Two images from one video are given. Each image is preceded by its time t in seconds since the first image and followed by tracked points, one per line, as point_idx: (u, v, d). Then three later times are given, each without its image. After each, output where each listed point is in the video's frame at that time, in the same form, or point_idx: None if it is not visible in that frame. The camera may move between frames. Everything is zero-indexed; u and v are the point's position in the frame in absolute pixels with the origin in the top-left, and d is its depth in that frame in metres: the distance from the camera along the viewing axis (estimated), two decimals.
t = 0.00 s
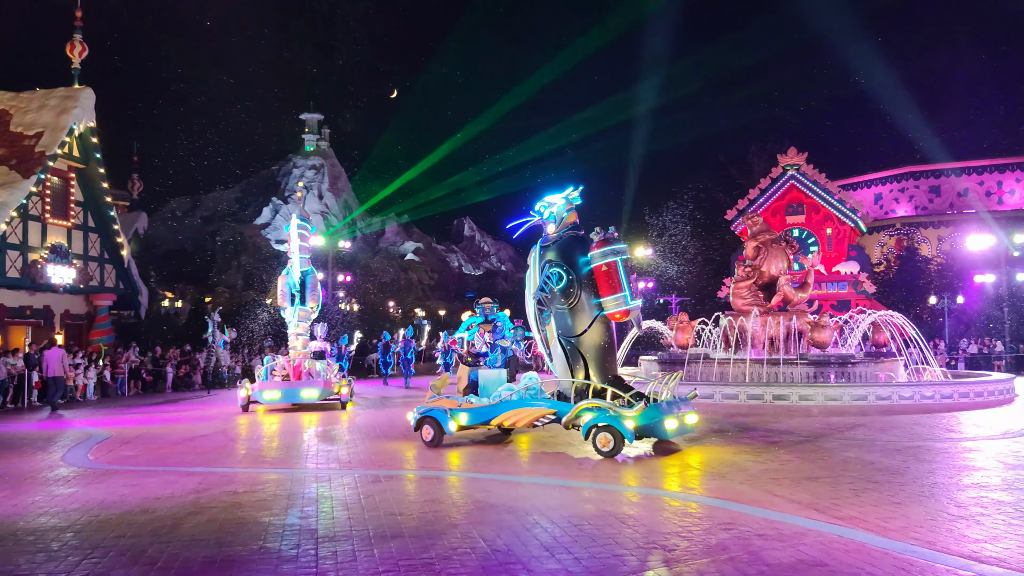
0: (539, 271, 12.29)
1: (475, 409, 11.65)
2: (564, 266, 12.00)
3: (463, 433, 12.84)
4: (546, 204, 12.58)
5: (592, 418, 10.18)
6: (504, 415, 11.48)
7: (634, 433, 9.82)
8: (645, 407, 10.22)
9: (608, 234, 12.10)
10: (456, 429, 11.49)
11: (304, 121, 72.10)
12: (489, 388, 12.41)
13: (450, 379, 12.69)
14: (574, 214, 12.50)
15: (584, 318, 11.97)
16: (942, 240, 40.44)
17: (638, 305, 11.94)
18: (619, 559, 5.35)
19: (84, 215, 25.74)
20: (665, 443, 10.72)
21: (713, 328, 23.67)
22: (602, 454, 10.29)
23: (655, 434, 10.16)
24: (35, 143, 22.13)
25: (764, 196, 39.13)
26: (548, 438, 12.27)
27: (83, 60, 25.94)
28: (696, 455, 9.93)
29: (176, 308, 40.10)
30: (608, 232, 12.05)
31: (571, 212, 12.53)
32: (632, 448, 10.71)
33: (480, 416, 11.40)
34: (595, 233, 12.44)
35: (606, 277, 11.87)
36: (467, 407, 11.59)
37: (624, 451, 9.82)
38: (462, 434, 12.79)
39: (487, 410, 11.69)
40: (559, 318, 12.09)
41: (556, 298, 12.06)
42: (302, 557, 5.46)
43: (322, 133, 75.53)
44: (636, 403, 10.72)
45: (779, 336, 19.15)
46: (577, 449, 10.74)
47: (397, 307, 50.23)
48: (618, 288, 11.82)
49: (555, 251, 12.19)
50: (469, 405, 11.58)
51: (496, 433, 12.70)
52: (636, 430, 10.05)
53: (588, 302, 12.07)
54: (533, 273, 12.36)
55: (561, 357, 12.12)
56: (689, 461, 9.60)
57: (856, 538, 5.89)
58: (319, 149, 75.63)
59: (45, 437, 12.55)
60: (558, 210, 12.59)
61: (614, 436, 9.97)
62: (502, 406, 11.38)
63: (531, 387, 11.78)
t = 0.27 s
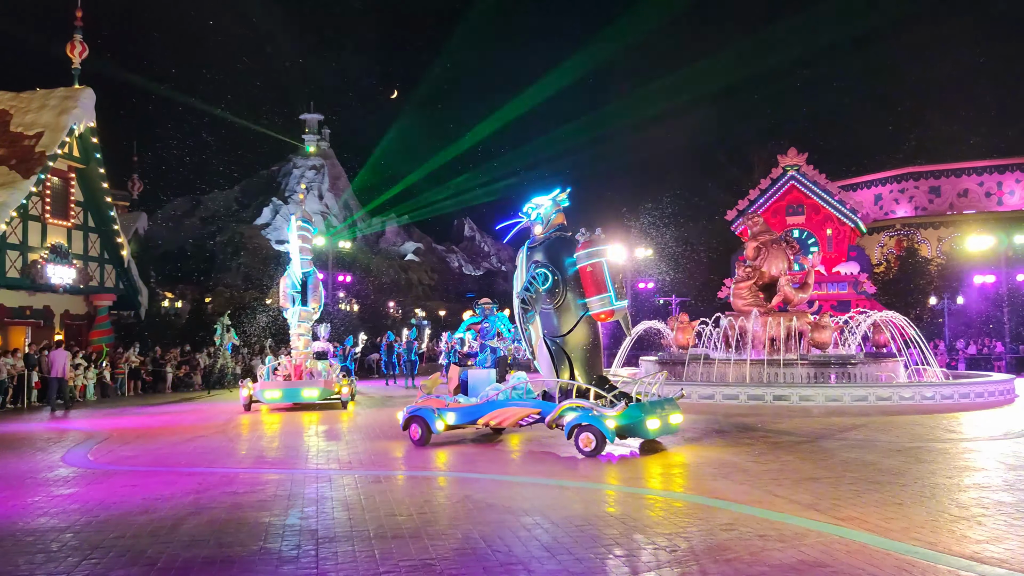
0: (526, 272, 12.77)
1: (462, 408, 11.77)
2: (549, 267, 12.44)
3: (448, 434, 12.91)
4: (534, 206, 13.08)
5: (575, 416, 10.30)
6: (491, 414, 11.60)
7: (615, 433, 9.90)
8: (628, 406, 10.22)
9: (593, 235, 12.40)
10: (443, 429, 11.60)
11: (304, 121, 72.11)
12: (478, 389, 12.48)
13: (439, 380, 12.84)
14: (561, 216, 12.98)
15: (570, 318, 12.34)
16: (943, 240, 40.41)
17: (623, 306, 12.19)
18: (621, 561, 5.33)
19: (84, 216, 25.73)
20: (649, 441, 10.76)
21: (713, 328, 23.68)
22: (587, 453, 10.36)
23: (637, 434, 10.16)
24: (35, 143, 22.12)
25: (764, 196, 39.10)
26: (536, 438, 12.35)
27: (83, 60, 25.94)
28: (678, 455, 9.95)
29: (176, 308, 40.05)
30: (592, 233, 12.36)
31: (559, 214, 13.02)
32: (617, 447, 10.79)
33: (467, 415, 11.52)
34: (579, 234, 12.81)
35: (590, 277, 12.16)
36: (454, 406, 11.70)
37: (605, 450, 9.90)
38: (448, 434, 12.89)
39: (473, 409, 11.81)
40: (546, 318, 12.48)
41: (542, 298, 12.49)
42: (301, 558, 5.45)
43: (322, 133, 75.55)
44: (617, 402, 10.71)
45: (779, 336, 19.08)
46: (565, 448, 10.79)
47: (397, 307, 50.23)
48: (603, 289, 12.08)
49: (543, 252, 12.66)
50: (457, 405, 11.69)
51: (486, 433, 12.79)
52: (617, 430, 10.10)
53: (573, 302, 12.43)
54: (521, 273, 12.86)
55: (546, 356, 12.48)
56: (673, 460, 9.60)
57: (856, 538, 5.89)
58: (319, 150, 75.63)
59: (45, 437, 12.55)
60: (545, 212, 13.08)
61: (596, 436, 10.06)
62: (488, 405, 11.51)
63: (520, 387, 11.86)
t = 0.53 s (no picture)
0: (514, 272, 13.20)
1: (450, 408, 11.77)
2: (537, 268, 12.89)
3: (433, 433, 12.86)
4: (522, 208, 13.56)
5: (560, 416, 10.45)
6: (480, 413, 11.65)
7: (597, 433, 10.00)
8: (611, 406, 10.29)
9: (581, 236, 12.79)
10: (431, 428, 11.59)
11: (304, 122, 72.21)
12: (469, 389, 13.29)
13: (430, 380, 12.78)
14: (549, 217, 13.48)
15: (556, 318, 12.85)
16: (943, 240, 40.35)
17: (608, 307, 12.63)
18: (624, 561, 5.33)
19: (85, 216, 25.72)
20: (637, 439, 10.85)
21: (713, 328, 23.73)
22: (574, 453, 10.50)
23: (621, 434, 10.22)
24: (36, 144, 22.13)
25: (765, 197, 39.06)
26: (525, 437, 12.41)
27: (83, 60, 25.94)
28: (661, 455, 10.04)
29: (177, 309, 40.08)
30: (580, 235, 12.75)
31: (547, 216, 13.50)
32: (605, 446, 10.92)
33: (457, 415, 11.55)
34: (565, 235, 13.19)
35: (577, 278, 12.60)
36: (443, 406, 11.69)
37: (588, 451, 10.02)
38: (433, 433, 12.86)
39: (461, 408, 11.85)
40: (532, 317, 12.95)
41: (529, 297, 12.96)
42: (304, 558, 5.45)
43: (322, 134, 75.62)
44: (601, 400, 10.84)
45: (780, 336, 19.11)
46: (556, 448, 10.88)
47: (397, 308, 50.27)
48: (590, 289, 12.56)
49: (531, 253, 13.09)
50: (446, 404, 11.69)
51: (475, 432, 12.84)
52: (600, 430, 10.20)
53: (560, 302, 12.95)
54: (509, 272, 13.30)
55: (532, 355, 12.94)
56: (660, 461, 9.66)
57: (859, 538, 5.89)
58: (320, 150, 75.63)
59: (47, 437, 12.59)
60: (534, 213, 13.57)
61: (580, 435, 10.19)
62: (478, 405, 11.58)
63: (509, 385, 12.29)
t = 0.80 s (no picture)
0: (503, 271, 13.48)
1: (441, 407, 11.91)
2: (525, 268, 13.20)
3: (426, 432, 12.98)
4: (512, 209, 13.59)
5: (544, 414, 10.66)
6: (469, 412, 11.77)
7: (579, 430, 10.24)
8: (594, 405, 10.47)
9: (569, 238, 13.02)
10: (422, 427, 11.70)
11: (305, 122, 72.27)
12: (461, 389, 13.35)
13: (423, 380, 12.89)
14: (539, 219, 13.52)
15: (543, 318, 13.18)
16: (944, 241, 39.74)
17: (595, 307, 12.90)
18: (626, 560, 5.33)
19: (85, 216, 25.72)
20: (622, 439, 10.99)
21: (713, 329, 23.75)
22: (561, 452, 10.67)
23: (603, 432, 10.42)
24: (37, 144, 22.13)
25: (765, 197, 39.02)
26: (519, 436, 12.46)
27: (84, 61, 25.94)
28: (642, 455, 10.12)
29: (177, 309, 40.10)
30: (568, 235, 12.98)
31: (536, 217, 13.53)
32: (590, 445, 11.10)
33: (446, 415, 11.69)
34: (553, 236, 13.35)
35: (564, 278, 12.85)
36: (433, 405, 11.85)
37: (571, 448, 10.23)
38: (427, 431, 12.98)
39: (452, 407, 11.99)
40: (519, 316, 13.21)
41: (516, 297, 13.22)
42: (307, 558, 5.46)
43: (323, 134, 75.66)
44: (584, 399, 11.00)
45: (781, 336, 19.14)
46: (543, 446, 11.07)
47: (397, 308, 50.30)
48: (576, 289, 12.81)
49: (520, 254, 13.36)
50: (435, 403, 11.82)
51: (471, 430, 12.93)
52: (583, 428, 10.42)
53: (548, 302, 13.31)
54: (498, 272, 13.57)
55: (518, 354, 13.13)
56: (648, 460, 9.71)
57: (861, 538, 5.89)
58: (320, 150, 75.62)
59: (48, 437, 12.61)
60: (523, 214, 13.56)
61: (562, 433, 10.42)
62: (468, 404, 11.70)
63: (499, 384, 12.31)
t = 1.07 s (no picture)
0: (491, 271, 13.59)
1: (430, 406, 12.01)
2: (513, 269, 13.30)
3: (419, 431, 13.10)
4: (501, 211, 13.66)
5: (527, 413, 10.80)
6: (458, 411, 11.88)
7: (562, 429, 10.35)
8: (577, 404, 10.59)
9: (557, 238, 13.06)
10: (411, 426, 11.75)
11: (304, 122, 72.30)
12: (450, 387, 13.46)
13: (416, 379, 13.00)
14: (527, 220, 13.55)
15: (530, 317, 13.33)
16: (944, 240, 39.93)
17: (580, 308, 12.95)
18: (627, 560, 5.35)
19: (85, 217, 25.72)
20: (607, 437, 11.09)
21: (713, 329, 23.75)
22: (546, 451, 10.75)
23: (586, 431, 10.54)
24: (37, 144, 22.13)
25: (765, 197, 39.03)
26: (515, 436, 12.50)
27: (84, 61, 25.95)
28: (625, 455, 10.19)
29: (178, 309, 40.09)
30: (556, 236, 13.03)
31: (525, 219, 13.57)
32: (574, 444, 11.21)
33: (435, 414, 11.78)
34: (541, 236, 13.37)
35: (549, 279, 12.86)
36: (422, 404, 11.93)
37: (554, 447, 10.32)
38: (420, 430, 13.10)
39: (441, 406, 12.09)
40: (507, 316, 13.33)
41: (503, 297, 13.32)
42: (308, 558, 5.47)
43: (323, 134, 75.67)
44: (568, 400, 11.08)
45: (781, 336, 19.16)
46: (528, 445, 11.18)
47: (398, 308, 50.32)
48: (562, 289, 12.85)
49: (508, 254, 13.48)
50: (425, 402, 11.93)
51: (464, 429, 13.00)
52: (566, 427, 10.54)
53: (535, 302, 13.46)
54: (487, 272, 13.71)
55: (503, 353, 13.27)
56: (644, 459, 9.72)
57: (863, 537, 5.90)
58: (320, 150, 75.63)
59: (49, 438, 12.62)
60: (512, 216, 13.63)
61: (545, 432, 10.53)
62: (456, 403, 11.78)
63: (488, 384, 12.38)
